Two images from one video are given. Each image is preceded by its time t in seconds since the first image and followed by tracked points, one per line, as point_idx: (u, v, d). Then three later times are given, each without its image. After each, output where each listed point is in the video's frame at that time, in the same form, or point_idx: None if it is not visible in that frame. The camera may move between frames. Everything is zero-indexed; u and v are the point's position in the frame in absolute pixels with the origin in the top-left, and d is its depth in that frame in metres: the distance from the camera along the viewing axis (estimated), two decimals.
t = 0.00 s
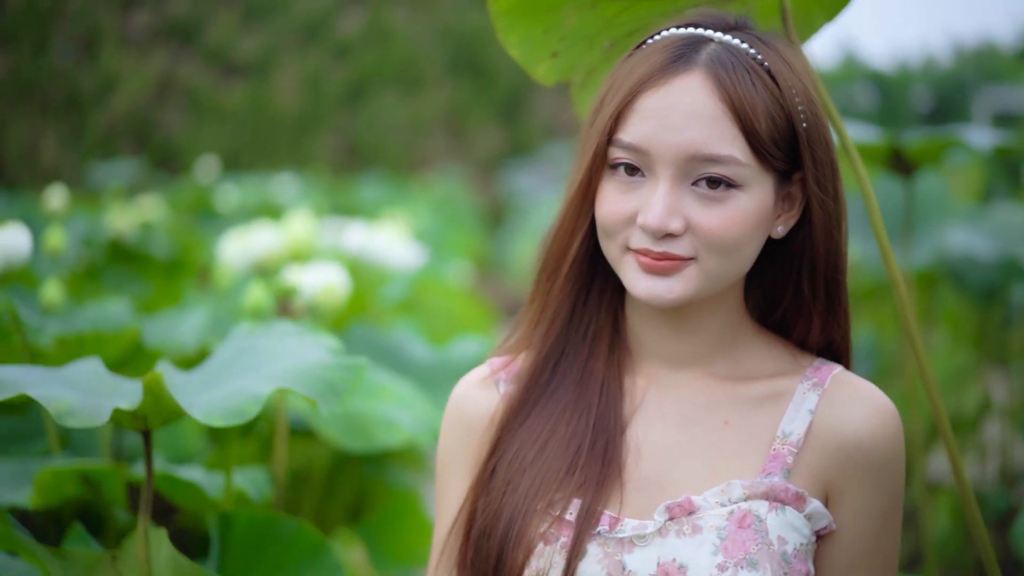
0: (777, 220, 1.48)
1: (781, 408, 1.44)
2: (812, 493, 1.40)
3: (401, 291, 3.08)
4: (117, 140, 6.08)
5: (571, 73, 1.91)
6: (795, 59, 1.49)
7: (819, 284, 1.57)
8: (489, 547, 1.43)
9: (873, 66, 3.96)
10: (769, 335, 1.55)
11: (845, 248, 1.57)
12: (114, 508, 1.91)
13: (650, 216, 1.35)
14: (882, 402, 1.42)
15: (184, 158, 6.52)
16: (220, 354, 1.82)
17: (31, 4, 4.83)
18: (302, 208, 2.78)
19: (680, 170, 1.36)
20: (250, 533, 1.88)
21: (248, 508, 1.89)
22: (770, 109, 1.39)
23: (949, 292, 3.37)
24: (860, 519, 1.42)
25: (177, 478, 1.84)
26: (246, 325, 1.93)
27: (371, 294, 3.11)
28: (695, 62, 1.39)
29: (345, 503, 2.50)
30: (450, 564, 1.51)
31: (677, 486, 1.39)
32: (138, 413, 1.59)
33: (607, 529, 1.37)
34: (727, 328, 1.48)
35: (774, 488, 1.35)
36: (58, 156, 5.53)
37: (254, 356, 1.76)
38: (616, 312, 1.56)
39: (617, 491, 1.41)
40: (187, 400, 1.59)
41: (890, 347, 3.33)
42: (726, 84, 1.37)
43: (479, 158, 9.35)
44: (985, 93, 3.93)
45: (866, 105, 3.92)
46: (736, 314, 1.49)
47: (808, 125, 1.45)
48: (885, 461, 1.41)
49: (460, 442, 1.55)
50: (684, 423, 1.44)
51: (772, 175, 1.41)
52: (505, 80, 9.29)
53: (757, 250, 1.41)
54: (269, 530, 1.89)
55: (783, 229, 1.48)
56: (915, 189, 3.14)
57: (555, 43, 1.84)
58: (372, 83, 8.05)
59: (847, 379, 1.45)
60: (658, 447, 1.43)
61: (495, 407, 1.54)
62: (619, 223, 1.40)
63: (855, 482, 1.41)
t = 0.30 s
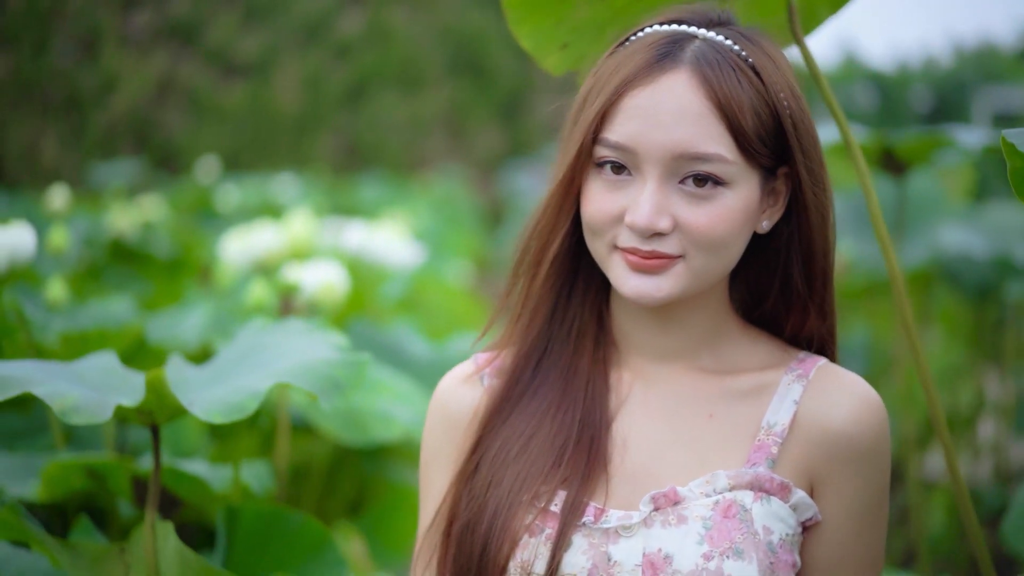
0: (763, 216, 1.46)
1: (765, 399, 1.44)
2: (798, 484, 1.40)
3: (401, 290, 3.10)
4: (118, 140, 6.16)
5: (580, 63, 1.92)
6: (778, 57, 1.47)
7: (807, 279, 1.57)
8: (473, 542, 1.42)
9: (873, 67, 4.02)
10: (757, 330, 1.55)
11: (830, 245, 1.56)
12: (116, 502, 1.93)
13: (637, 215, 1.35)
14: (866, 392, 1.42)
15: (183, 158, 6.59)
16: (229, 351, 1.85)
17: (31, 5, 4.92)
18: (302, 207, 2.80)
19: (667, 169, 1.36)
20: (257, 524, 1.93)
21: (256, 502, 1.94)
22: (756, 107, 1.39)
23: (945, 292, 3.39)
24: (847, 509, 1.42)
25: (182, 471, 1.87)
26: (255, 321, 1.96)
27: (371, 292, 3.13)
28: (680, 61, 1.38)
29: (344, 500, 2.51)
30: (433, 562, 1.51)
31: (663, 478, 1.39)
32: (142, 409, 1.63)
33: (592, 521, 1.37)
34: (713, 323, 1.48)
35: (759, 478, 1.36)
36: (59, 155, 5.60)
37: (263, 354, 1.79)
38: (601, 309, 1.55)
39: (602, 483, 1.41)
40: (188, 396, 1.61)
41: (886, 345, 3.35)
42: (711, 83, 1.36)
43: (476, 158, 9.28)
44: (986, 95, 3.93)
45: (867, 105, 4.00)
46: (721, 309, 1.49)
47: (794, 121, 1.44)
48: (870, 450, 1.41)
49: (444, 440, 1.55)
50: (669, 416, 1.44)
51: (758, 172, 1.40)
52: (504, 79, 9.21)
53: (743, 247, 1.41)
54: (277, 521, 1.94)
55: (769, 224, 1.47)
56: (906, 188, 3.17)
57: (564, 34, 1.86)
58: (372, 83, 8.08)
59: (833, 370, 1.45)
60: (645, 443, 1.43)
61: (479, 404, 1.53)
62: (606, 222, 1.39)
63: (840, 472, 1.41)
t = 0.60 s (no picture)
0: (749, 217, 1.45)
1: (753, 399, 1.43)
2: (786, 483, 1.39)
3: (401, 289, 3.12)
4: (119, 139, 6.22)
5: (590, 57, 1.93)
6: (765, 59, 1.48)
7: (796, 283, 1.55)
8: (461, 547, 1.41)
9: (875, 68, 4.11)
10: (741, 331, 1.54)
11: (816, 249, 1.55)
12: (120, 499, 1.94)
13: (627, 218, 1.34)
14: (854, 391, 1.41)
15: (184, 158, 6.64)
16: (231, 349, 1.88)
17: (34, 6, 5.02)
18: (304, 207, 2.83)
19: (656, 173, 1.35)
20: (260, 520, 1.95)
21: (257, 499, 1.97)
22: (744, 110, 1.38)
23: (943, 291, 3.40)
24: (836, 509, 1.40)
25: (182, 467, 1.89)
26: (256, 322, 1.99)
27: (371, 291, 3.15)
28: (667, 65, 1.38)
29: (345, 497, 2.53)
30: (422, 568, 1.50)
31: (652, 478, 1.39)
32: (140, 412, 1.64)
33: (582, 521, 1.36)
34: (701, 323, 1.48)
35: (748, 476, 1.35)
36: (59, 155, 5.65)
37: (268, 353, 1.84)
38: (588, 312, 1.54)
39: (592, 483, 1.40)
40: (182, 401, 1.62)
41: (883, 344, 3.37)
42: (698, 86, 1.36)
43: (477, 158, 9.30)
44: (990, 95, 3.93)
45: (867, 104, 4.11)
46: (708, 309, 1.48)
47: (779, 123, 1.43)
48: (859, 449, 1.40)
49: (431, 446, 1.54)
50: (657, 418, 1.44)
51: (745, 175, 1.39)
52: (504, 79, 9.19)
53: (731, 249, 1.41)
54: (280, 516, 1.96)
55: (756, 225, 1.46)
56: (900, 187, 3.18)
57: (577, 27, 1.87)
58: (373, 83, 8.09)
59: (821, 369, 1.45)
60: (635, 446, 1.42)
61: (467, 408, 1.53)
62: (595, 226, 1.38)
63: (828, 471, 1.40)
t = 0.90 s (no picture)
0: (736, 219, 1.47)
1: (744, 399, 1.45)
2: (778, 482, 1.40)
3: (401, 287, 3.14)
4: (121, 139, 6.27)
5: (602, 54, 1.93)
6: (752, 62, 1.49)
7: (778, 283, 1.56)
8: (455, 553, 1.42)
9: (874, 70, 4.17)
10: (728, 332, 1.55)
11: (799, 253, 1.56)
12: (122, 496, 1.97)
13: (617, 224, 1.35)
14: (843, 391, 1.43)
15: (186, 159, 6.71)
16: (229, 342, 1.90)
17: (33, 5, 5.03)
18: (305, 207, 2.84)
19: (645, 178, 1.36)
20: (258, 513, 1.97)
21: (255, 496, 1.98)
22: (730, 113, 1.39)
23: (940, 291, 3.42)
24: (828, 508, 1.42)
25: (184, 464, 1.91)
26: (250, 318, 2.00)
27: (371, 290, 3.17)
28: (652, 70, 1.38)
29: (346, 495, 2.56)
30: None
31: (644, 480, 1.39)
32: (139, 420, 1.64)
33: (576, 522, 1.37)
34: (690, 324, 1.50)
35: (740, 476, 1.36)
36: (60, 156, 5.69)
37: (263, 348, 1.87)
38: (577, 319, 1.56)
39: (585, 486, 1.41)
40: (183, 403, 1.65)
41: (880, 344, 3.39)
42: (685, 90, 1.36)
43: (478, 158, 9.29)
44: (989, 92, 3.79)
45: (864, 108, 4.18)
46: (697, 311, 1.50)
47: (764, 125, 1.44)
48: (850, 449, 1.42)
49: (423, 453, 1.54)
50: (646, 419, 1.45)
51: (732, 177, 1.41)
52: (506, 81, 9.24)
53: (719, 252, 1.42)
54: (277, 511, 1.98)
55: (742, 227, 1.48)
56: (896, 187, 3.21)
57: (591, 23, 1.86)
58: (372, 83, 8.11)
59: (810, 369, 1.46)
60: (626, 447, 1.43)
61: (458, 415, 1.54)
62: (584, 232, 1.39)
63: (819, 471, 1.41)
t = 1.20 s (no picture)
0: (726, 218, 1.49)
1: (738, 398, 1.46)
2: (772, 481, 1.42)
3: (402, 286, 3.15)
4: (121, 140, 6.43)
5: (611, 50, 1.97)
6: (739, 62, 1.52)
7: (769, 281, 1.58)
8: (450, 557, 1.43)
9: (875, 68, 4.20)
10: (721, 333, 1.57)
11: (788, 249, 1.58)
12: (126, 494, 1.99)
13: (611, 228, 1.37)
14: (835, 389, 1.45)
15: (187, 159, 6.83)
16: (223, 336, 1.92)
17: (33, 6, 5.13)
18: (306, 206, 2.86)
19: (637, 181, 1.38)
20: (256, 504, 2.00)
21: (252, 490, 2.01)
22: (718, 114, 1.42)
23: (938, 291, 3.43)
24: (821, 504, 1.44)
25: (188, 459, 1.95)
26: (242, 313, 2.01)
27: (372, 289, 3.19)
28: (640, 73, 1.40)
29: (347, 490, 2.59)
30: None
31: (639, 478, 1.41)
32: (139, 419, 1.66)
33: (570, 522, 1.38)
34: (683, 325, 1.52)
35: (734, 474, 1.37)
36: (60, 156, 5.78)
37: (261, 345, 1.88)
38: (569, 323, 1.58)
39: (581, 487, 1.43)
40: (185, 401, 1.66)
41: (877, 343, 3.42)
42: (673, 94, 1.39)
43: (476, 157, 9.21)
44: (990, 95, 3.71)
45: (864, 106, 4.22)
46: (690, 313, 1.52)
47: (751, 124, 1.47)
48: (842, 446, 1.44)
49: (418, 456, 1.56)
50: (641, 418, 1.47)
51: (722, 177, 1.43)
52: (506, 80, 9.10)
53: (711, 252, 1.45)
54: (275, 504, 2.01)
55: (732, 225, 1.50)
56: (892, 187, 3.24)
57: (598, 19, 1.89)
58: (373, 83, 8.06)
59: (803, 368, 1.48)
60: (620, 446, 1.45)
61: (452, 419, 1.56)
62: (578, 236, 1.41)
63: (811, 468, 1.43)
